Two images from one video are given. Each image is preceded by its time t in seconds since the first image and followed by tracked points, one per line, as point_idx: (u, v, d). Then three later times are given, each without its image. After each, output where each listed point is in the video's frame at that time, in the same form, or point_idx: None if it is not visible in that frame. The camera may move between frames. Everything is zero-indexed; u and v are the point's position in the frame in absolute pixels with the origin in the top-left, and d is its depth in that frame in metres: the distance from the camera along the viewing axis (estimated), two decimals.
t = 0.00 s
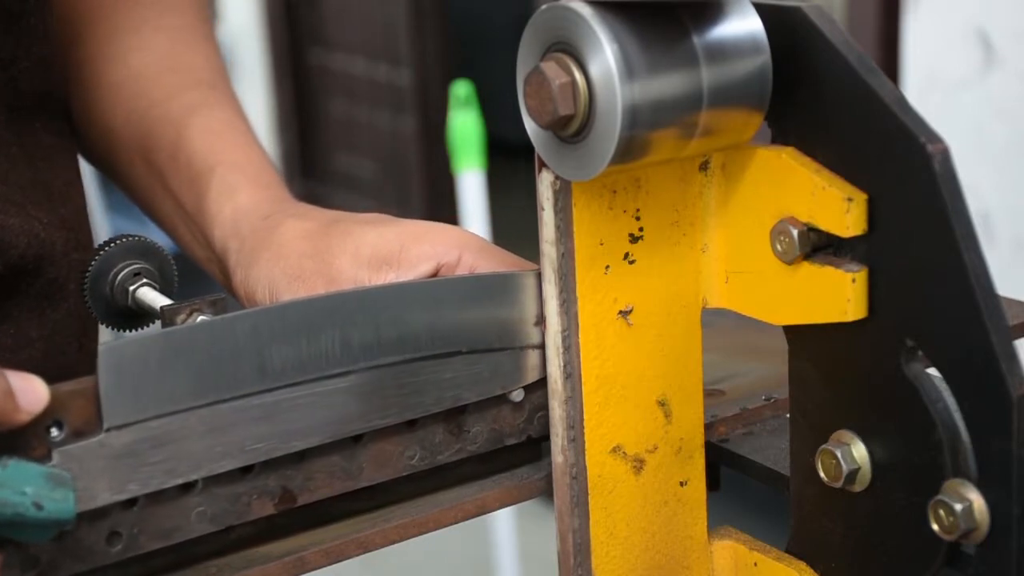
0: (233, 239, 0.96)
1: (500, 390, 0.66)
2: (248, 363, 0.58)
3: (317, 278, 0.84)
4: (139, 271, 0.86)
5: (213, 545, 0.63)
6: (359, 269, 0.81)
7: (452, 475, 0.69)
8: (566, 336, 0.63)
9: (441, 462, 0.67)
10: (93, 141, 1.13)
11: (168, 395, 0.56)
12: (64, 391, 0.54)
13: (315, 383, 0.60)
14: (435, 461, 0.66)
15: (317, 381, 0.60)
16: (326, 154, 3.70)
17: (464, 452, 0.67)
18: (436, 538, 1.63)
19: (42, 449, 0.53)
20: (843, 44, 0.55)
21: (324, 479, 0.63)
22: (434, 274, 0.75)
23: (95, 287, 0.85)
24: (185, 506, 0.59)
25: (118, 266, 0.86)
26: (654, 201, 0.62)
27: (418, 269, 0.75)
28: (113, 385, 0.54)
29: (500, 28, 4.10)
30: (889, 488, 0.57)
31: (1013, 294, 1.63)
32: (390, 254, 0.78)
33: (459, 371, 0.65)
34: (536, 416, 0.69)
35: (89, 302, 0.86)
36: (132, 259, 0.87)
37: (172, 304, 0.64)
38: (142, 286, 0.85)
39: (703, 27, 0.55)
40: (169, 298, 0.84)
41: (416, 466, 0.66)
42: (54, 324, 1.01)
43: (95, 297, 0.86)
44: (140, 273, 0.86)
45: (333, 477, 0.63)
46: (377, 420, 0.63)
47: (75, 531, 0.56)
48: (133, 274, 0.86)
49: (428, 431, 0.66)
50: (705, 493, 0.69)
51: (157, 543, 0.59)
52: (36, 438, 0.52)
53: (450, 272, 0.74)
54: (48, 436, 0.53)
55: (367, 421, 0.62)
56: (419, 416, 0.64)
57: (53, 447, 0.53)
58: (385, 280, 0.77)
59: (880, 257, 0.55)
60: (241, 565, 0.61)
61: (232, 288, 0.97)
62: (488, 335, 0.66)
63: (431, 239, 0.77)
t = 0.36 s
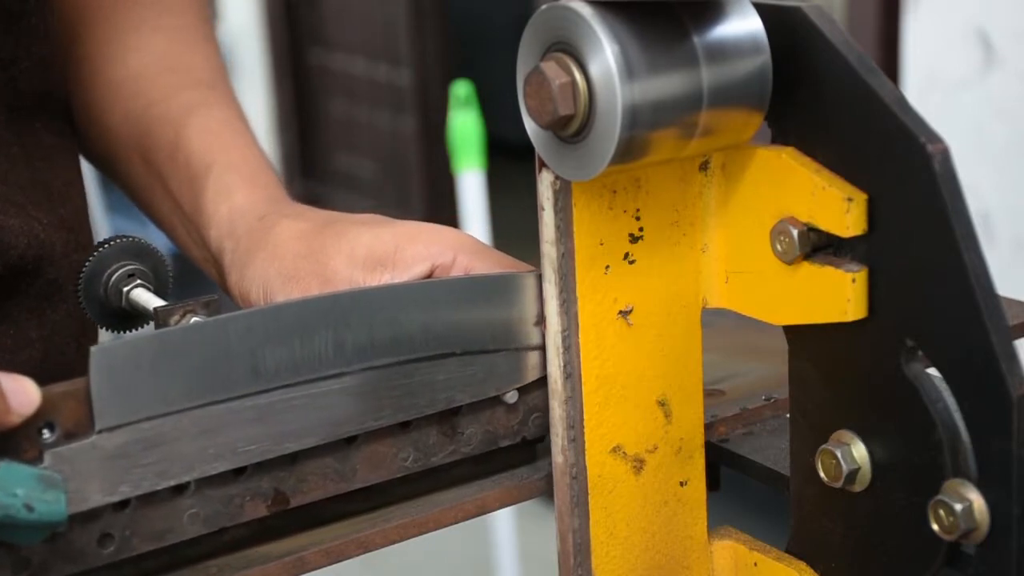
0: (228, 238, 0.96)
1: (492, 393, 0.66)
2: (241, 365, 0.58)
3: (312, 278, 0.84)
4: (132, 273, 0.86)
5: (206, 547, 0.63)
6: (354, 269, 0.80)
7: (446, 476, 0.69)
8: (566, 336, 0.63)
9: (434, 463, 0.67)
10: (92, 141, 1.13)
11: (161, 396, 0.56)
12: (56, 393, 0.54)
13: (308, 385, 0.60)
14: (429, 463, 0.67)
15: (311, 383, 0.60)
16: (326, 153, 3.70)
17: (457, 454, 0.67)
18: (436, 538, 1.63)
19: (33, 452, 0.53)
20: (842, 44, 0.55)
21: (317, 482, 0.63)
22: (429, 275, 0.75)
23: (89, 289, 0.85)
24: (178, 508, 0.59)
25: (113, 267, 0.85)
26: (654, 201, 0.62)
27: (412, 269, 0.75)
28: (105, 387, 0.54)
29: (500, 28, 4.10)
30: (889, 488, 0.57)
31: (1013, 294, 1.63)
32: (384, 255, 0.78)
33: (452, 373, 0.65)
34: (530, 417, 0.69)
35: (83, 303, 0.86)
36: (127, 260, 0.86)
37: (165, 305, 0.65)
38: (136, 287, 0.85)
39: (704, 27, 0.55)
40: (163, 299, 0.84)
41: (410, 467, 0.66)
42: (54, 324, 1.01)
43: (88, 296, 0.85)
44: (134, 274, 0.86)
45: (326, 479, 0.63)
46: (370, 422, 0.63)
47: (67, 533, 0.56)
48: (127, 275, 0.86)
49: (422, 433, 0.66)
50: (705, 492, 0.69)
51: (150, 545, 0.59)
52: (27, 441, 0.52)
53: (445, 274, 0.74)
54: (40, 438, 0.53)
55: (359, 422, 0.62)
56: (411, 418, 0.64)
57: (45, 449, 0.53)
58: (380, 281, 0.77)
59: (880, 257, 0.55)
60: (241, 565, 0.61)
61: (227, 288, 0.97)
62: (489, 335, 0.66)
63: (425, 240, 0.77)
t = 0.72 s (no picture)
0: (223, 238, 0.96)
1: (484, 396, 0.66)
2: (234, 366, 0.58)
3: (308, 278, 0.84)
4: (128, 273, 0.86)
5: (200, 548, 0.62)
6: (350, 269, 0.80)
7: (441, 478, 0.69)
8: (566, 337, 0.63)
9: (429, 465, 0.67)
10: (94, 139, 1.13)
11: (154, 397, 0.56)
12: (47, 393, 0.53)
13: (302, 387, 0.60)
14: (423, 464, 0.66)
15: (305, 386, 0.60)
16: (326, 153, 3.70)
17: (453, 455, 0.67)
18: (435, 538, 1.63)
19: (25, 453, 0.53)
20: (843, 43, 0.55)
21: (311, 483, 0.63)
22: (425, 275, 0.75)
23: (84, 289, 0.84)
24: (171, 510, 0.59)
25: (108, 268, 0.85)
26: (654, 201, 0.62)
27: (409, 270, 0.75)
28: (96, 388, 0.53)
29: (500, 28, 4.10)
30: (889, 488, 0.57)
31: (1013, 294, 1.63)
32: (381, 256, 0.78)
33: (447, 374, 0.65)
34: (526, 418, 0.69)
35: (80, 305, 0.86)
36: (122, 261, 0.86)
37: (159, 306, 0.63)
38: (132, 288, 0.85)
39: (704, 28, 0.55)
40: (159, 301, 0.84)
41: (404, 469, 0.66)
42: (58, 324, 1.01)
43: (83, 297, 0.85)
44: (130, 275, 0.86)
45: (320, 480, 0.63)
46: (364, 424, 0.63)
47: (59, 534, 0.56)
48: (122, 275, 0.85)
49: (417, 434, 0.66)
50: (705, 492, 0.69)
51: (142, 546, 0.58)
52: (19, 441, 0.52)
53: (441, 275, 0.74)
54: (32, 439, 0.53)
55: (353, 424, 0.62)
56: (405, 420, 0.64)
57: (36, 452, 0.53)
58: (376, 282, 0.77)
59: (880, 257, 0.55)
60: (241, 565, 0.61)
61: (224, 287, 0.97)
62: (493, 335, 0.66)
63: (422, 241, 0.77)
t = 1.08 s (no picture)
0: (218, 239, 0.96)
1: (477, 398, 0.66)
2: (226, 368, 0.58)
3: (302, 279, 0.84)
4: (122, 274, 0.85)
5: (191, 550, 0.62)
6: (344, 270, 0.80)
7: (434, 479, 0.69)
8: (566, 336, 0.63)
9: (422, 466, 0.67)
10: (92, 140, 1.13)
11: (146, 398, 0.56)
12: (39, 395, 0.53)
13: (294, 388, 0.60)
14: (417, 465, 0.67)
15: (297, 387, 0.60)
16: (326, 154, 3.70)
17: (445, 457, 0.67)
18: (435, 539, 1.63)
19: (16, 454, 0.53)
20: (842, 43, 0.55)
21: (302, 484, 0.63)
22: (419, 276, 0.75)
23: (79, 288, 0.85)
24: (163, 511, 0.59)
25: (102, 269, 0.85)
26: (654, 201, 0.62)
27: (403, 271, 0.75)
28: (87, 389, 0.53)
29: (500, 28, 4.10)
30: (889, 488, 0.57)
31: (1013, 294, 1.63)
32: (376, 257, 0.78)
33: (441, 375, 0.65)
34: (519, 420, 0.70)
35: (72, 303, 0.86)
36: (117, 261, 0.86)
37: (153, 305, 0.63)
38: (126, 289, 0.85)
39: (704, 27, 0.55)
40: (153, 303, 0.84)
41: (397, 470, 0.66)
42: (54, 324, 1.00)
43: (77, 297, 0.85)
44: (124, 275, 0.86)
45: (312, 482, 0.63)
46: (357, 425, 0.63)
47: (50, 535, 0.56)
48: (116, 276, 0.85)
49: (410, 435, 0.66)
50: (705, 492, 0.69)
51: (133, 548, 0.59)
52: (9, 442, 0.52)
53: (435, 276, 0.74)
54: (22, 440, 0.53)
55: (346, 425, 0.62)
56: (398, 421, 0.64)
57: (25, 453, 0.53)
58: (370, 283, 0.77)
59: (880, 257, 0.55)
60: (241, 565, 0.61)
61: (219, 287, 0.97)
62: (492, 335, 0.66)
63: (416, 242, 0.76)
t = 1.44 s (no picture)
0: (210, 241, 0.96)
1: (463, 401, 0.67)
2: (211, 371, 0.58)
3: (291, 281, 0.84)
4: (112, 275, 0.86)
5: (178, 552, 0.62)
6: (334, 272, 0.80)
7: (421, 482, 0.70)
8: (566, 337, 0.63)
9: (410, 469, 0.68)
10: (87, 140, 1.13)
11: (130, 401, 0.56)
12: (23, 397, 0.54)
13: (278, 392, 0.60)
14: (405, 468, 0.68)
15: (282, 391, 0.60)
16: (326, 154, 3.70)
17: (433, 459, 0.69)
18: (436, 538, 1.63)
19: None
20: (843, 43, 0.55)
21: (289, 487, 0.64)
22: (409, 279, 0.75)
23: (68, 289, 0.85)
24: (147, 513, 0.60)
25: (93, 269, 0.86)
26: (654, 201, 0.62)
27: (393, 273, 0.75)
28: (70, 390, 0.54)
29: (500, 28, 4.10)
30: (889, 488, 0.57)
31: (1013, 294, 1.61)
32: (365, 259, 0.78)
33: (427, 378, 0.65)
34: (507, 423, 0.71)
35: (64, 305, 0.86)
36: (107, 263, 0.86)
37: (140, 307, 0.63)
38: (116, 290, 0.85)
39: (704, 28, 0.55)
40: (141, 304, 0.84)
41: (385, 473, 0.67)
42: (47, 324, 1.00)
43: (66, 297, 0.86)
44: (114, 276, 0.86)
45: (299, 484, 0.64)
46: (343, 428, 0.63)
47: (33, 538, 0.56)
48: (106, 277, 0.86)
49: (397, 438, 0.67)
50: (705, 492, 0.69)
51: (118, 550, 0.59)
52: None
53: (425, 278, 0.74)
54: (6, 442, 0.53)
55: (332, 428, 0.63)
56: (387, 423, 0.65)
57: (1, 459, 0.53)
58: (360, 285, 0.77)
59: (880, 257, 0.55)
60: (241, 565, 0.61)
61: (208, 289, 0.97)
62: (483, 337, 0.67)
63: (407, 243, 0.76)
